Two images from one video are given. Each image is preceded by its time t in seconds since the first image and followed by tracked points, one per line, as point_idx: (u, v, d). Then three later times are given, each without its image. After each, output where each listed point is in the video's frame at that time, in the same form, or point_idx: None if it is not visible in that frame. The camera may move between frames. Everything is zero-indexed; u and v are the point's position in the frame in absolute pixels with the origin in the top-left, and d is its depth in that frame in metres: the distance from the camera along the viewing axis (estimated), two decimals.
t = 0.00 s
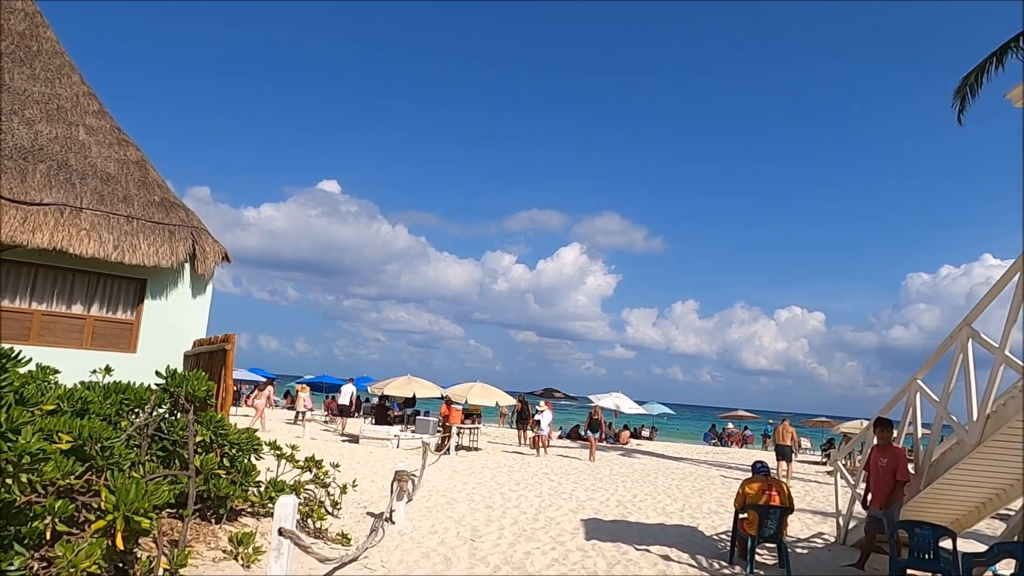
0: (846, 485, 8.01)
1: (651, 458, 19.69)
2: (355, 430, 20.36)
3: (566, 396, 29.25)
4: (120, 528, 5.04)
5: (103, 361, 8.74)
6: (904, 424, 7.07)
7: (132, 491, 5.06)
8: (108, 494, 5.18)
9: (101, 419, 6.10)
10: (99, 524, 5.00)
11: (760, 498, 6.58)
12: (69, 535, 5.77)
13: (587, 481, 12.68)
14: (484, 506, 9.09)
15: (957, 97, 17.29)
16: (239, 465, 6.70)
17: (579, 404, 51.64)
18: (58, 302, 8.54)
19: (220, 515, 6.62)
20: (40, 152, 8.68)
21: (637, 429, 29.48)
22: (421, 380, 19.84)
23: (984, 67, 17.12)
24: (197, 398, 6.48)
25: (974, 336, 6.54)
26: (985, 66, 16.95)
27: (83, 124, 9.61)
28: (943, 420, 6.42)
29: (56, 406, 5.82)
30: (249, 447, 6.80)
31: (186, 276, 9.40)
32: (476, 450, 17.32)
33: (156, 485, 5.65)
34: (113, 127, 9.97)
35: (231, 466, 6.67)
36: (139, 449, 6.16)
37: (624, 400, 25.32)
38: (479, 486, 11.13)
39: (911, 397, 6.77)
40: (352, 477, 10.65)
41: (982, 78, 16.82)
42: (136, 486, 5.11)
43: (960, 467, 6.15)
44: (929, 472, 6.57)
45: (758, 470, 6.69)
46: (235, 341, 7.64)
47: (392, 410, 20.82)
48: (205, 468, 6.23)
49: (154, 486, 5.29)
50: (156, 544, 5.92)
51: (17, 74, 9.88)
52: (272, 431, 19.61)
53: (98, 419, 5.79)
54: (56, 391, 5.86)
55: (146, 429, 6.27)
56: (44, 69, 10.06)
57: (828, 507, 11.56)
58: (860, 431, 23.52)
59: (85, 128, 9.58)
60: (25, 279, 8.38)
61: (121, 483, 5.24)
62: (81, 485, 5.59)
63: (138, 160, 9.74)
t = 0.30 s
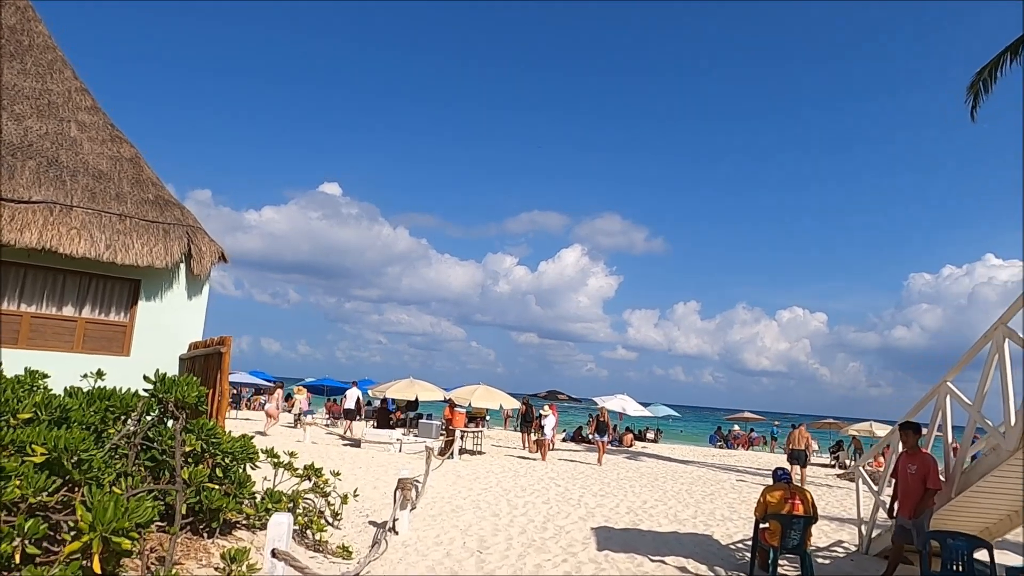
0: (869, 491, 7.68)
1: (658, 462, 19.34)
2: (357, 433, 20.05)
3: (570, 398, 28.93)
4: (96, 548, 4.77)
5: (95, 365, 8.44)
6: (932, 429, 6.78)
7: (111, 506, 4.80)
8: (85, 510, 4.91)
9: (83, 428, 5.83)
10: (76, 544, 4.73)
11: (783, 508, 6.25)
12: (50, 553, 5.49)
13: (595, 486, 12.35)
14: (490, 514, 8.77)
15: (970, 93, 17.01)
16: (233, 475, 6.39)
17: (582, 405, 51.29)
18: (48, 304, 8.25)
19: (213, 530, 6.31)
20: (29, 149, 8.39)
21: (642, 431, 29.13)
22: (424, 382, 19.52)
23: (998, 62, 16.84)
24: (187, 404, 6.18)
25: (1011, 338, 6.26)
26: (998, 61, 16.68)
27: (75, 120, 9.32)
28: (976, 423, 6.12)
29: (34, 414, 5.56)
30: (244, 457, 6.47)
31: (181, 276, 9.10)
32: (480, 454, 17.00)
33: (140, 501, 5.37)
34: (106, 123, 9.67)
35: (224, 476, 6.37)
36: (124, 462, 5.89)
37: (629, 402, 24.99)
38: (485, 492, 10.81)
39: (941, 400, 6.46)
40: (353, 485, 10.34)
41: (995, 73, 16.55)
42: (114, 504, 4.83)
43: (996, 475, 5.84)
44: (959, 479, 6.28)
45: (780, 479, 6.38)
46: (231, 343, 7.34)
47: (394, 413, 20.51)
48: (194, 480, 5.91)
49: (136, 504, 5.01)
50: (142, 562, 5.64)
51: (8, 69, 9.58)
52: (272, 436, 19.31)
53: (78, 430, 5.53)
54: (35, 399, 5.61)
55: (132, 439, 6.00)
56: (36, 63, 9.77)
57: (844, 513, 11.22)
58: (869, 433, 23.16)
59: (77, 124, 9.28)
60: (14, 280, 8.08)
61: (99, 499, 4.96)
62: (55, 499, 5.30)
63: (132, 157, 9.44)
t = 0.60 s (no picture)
0: (892, 492, 7.36)
1: (664, 462, 19.02)
2: (357, 433, 19.74)
3: (572, 398, 28.62)
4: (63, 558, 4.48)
5: (84, 362, 8.12)
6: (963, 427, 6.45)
7: (79, 513, 4.53)
8: (55, 516, 4.68)
9: (60, 427, 5.52)
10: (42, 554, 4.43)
11: (805, 510, 5.91)
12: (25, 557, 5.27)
13: (601, 487, 12.04)
14: (495, 517, 8.46)
15: (983, 86, 16.78)
16: (224, 476, 6.08)
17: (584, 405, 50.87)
18: (36, 299, 7.94)
19: (202, 536, 6.00)
20: (17, 138, 8.08)
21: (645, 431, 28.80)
22: (426, 382, 19.20)
23: (1012, 54, 16.58)
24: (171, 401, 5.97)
25: None
26: (1012, 53, 16.43)
27: (65, 109, 9.01)
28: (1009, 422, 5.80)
29: (6, 411, 5.25)
30: (235, 457, 6.16)
31: (175, 270, 8.79)
32: (483, 455, 16.67)
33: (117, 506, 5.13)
34: (97, 112, 9.36)
35: (214, 478, 6.06)
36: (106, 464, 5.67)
37: (634, 401, 24.67)
38: (489, 493, 10.50)
39: (970, 396, 6.19)
40: (354, 488, 10.03)
41: (1008, 65, 16.31)
42: (83, 510, 4.53)
43: None
44: (992, 480, 5.95)
45: (802, 480, 6.04)
46: (225, 339, 7.03)
47: (395, 413, 20.18)
48: (179, 483, 5.59)
49: (111, 511, 4.85)
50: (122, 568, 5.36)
51: None
52: (271, 436, 18.99)
53: (51, 430, 5.22)
54: (7, 395, 5.30)
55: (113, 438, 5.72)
56: (25, 51, 9.45)
57: (859, 515, 10.89)
58: (877, 432, 22.84)
59: (67, 113, 8.97)
60: None
61: (71, 504, 4.70)
62: (20, 503, 5.02)
63: (124, 148, 9.12)
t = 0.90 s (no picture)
0: (915, 501, 7.09)
1: (669, 466, 18.69)
2: (357, 438, 19.40)
3: (574, 401, 28.30)
4: None
5: (71, 367, 7.79)
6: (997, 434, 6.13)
7: (39, 547, 4.57)
8: (15, 544, 4.72)
9: (31, 440, 5.33)
10: None
11: (829, 523, 5.60)
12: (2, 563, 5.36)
13: (607, 494, 11.74)
14: (500, 528, 8.16)
15: (994, 83, 16.56)
16: (213, 491, 5.78)
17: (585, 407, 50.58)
18: (19, 301, 7.63)
19: (190, 555, 5.70)
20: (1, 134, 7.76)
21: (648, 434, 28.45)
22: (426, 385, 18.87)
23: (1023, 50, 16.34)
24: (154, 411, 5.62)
25: None
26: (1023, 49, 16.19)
27: (53, 105, 8.69)
28: None
29: None
30: (225, 471, 5.84)
31: (166, 272, 8.47)
32: (485, 460, 16.34)
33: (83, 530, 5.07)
34: (86, 109, 9.05)
35: (203, 494, 5.75)
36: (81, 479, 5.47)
37: (636, 405, 24.35)
38: (492, 501, 10.20)
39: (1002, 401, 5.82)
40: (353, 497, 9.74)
41: (1020, 62, 16.06)
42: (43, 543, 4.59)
43: None
44: None
45: (827, 491, 5.72)
46: (217, 343, 6.71)
47: (395, 417, 19.84)
48: (159, 502, 5.32)
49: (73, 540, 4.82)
50: None
51: None
52: (269, 441, 18.66)
53: (17, 448, 5.03)
54: None
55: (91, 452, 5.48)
56: (12, 46, 9.14)
57: (874, 523, 10.58)
58: (884, 435, 22.52)
59: (55, 110, 8.65)
60: None
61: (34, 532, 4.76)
62: None
63: (114, 145, 8.81)
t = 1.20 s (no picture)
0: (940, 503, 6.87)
1: (671, 467, 18.41)
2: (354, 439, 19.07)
3: (573, 401, 28.01)
4: None
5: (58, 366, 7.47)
6: None
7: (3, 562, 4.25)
8: None
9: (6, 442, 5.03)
10: None
11: (855, 525, 5.32)
12: None
13: (612, 495, 11.47)
14: (505, 531, 7.88)
15: (1001, 75, 16.37)
16: (203, 497, 5.48)
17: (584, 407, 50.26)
18: (3, 298, 7.32)
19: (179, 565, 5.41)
20: None
21: (648, 434, 28.16)
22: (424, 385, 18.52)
23: None
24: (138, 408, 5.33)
25: None
26: None
27: (38, 94, 8.37)
28: None
29: None
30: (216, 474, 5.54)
31: (157, 267, 8.16)
32: (485, 461, 16.03)
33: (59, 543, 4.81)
34: (73, 98, 8.73)
35: (193, 499, 5.46)
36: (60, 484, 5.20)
37: (636, 404, 24.09)
38: (495, 503, 9.93)
39: None
40: (352, 501, 9.46)
41: None
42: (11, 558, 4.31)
43: None
44: None
45: (853, 493, 5.44)
46: (209, 339, 6.41)
47: (393, 417, 19.51)
48: (144, 509, 5.03)
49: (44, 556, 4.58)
50: None
51: None
52: (264, 443, 18.31)
53: None
54: None
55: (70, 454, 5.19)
56: None
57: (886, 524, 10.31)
58: (888, 434, 22.27)
59: (41, 98, 8.33)
60: None
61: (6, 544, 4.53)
62: None
63: (102, 135, 8.49)
